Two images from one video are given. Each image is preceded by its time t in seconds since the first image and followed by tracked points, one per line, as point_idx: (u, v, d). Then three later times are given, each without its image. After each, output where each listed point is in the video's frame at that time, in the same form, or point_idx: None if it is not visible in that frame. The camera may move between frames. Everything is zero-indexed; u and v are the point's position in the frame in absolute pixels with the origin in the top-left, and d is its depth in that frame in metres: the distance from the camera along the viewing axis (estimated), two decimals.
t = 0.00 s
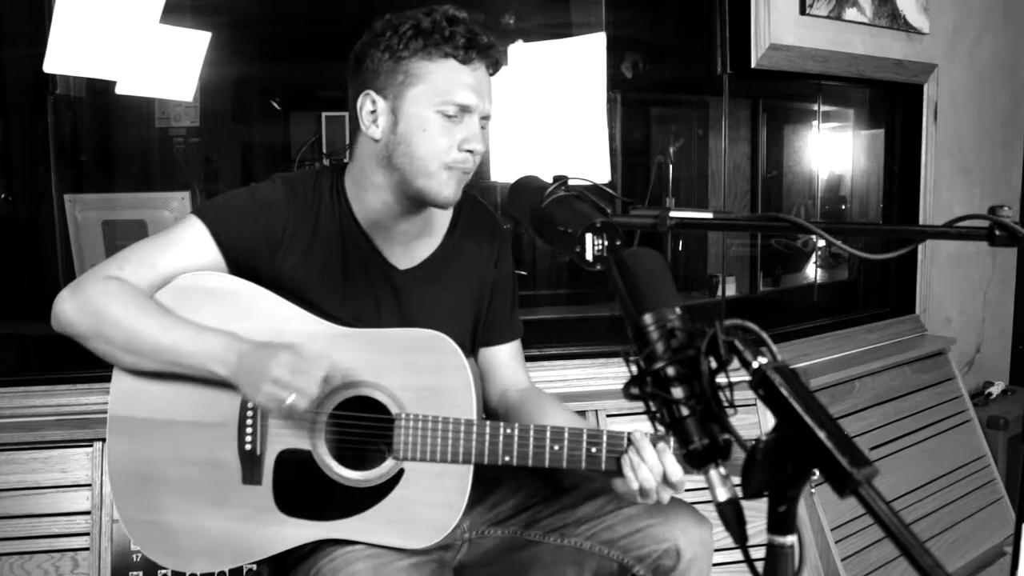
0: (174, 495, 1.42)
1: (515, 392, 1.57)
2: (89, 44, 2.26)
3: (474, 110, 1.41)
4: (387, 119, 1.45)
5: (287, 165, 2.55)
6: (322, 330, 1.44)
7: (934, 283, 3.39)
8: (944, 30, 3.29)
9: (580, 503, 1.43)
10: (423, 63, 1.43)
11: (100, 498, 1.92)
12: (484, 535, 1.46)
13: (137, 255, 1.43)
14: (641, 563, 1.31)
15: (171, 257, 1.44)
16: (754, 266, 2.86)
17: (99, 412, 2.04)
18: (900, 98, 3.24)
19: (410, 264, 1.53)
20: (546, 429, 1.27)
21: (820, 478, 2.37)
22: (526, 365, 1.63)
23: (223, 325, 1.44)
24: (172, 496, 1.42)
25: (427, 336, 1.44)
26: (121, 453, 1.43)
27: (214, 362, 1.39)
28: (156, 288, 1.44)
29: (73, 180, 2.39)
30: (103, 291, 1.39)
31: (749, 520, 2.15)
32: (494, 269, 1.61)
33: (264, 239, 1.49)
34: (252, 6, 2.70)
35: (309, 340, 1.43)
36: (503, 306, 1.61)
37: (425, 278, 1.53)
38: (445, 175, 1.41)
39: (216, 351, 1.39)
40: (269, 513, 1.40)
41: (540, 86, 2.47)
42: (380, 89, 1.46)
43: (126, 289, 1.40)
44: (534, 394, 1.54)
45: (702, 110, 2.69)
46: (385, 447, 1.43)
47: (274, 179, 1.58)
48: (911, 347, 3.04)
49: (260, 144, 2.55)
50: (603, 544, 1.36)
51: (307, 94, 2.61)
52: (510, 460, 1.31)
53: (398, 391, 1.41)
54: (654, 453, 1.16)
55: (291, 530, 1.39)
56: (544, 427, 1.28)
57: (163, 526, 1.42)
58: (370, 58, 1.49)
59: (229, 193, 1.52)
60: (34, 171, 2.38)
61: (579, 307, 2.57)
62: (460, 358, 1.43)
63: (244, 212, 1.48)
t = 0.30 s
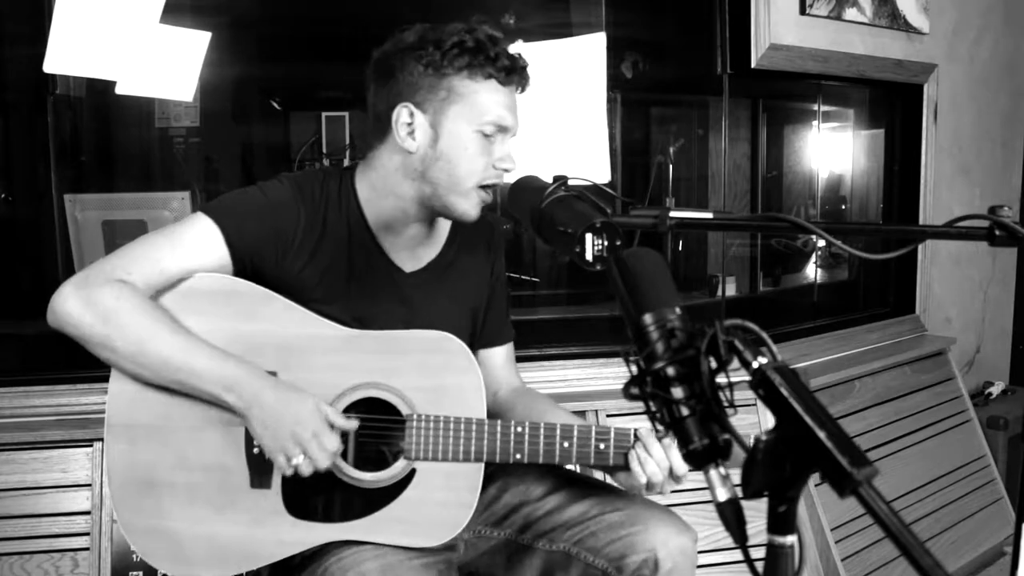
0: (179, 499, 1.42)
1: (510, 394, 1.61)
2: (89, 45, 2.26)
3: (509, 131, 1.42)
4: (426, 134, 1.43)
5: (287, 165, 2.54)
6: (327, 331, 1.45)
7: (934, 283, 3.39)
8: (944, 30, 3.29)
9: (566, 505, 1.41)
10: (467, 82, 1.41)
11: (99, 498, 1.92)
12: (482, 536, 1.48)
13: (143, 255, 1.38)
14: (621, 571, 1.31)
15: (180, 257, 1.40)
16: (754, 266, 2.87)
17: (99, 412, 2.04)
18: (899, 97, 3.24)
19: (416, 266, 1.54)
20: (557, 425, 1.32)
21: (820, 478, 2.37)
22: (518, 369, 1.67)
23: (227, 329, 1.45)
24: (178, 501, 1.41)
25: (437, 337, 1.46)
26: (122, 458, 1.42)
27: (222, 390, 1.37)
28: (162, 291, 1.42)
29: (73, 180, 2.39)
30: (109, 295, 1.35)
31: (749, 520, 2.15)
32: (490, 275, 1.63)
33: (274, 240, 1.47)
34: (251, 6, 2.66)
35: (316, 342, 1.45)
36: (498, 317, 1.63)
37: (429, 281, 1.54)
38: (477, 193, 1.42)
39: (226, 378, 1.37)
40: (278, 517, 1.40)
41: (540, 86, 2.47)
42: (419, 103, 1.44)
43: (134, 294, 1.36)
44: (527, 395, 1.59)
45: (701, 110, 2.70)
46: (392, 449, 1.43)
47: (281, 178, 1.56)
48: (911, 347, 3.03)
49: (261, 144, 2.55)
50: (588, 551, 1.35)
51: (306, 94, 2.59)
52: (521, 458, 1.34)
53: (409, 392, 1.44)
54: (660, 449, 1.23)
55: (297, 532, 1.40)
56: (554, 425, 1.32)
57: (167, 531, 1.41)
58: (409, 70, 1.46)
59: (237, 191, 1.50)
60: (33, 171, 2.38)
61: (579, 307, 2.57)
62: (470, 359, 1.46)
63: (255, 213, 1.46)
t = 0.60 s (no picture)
0: (176, 497, 1.42)
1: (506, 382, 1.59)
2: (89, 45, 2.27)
3: (492, 112, 1.44)
4: (409, 115, 1.46)
5: (287, 165, 2.59)
6: (323, 330, 1.45)
7: (934, 283, 3.39)
8: (944, 30, 3.29)
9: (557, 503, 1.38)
10: (449, 64, 1.44)
11: (100, 499, 1.92)
12: (478, 533, 1.46)
13: (136, 259, 1.40)
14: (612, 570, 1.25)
15: (171, 259, 1.42)
16: (754, 266, 2.86)
17: (98, 412, 2.04)
18: (900, 97, 3.24)
19: (409, 260, 1.54)
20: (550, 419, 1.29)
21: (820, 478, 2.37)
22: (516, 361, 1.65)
23: (220, 330, 1.45)
24: (174, 500, 1.42)
25: (427, 334, 1.44)
26: (119, 459, 1.43)
27: (210, 391, 1.38)
28: (154, 293, 1.43)
29: (73, 180, 2.38)
30: (102, 299, 1.38)
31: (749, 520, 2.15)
32: (486, 258, 1.63)
33: (266, 240, 1.48)
34: (251, 6, 2.66)
35: (310, 341, 1.44)
36: (494, 298, 1.62)
37: (422, 276, 1.54)
38: (464, 171, 1.43)
39: (214, 380, 1.38)
40: (271, 514, 1.40)
41: (541, 86, 2.47)
42: (402, 85, 1.47)
43: (126, 298, 1.39)
44: (522, 384, 1.57)
45: (702, 110, 2.69)
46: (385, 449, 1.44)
47: (272, 178, 1.56)
48: (911, 347, 3.03)
49: (261, 144, 2.59)
50: (579, 547, 1.30)
51: (307, 94, 2.62)
52: (512, 454, 1.33)
53: (400, 388, 1.43)
54: (660, 451, 1.18)
55: (293, 530, 1.40)
56: (546, 419, 1.30)
57: (164, 530, 1.42)
58: (392, 55, 1.49)
59: (229, 192, 1.51)
60: (34, 171, 2.37)
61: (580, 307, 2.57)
62: (461, 354, 1.43)
63: (247, 213, 1.47)
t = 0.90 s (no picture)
0: (172, 494, 1.43)
1: (516, 402, 1.58)
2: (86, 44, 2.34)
3: (482, 115, 1.39)
4: (394, 121, 1.45)
5: (287, 166, 2.55)
6: (319, 329, 1.45)
7: (934, 283, 3.39)
8: (944, 30, 3.29)
9: (547, 516, 1.39)
10: (434, 66, 1.42)
11: (100, 498, 1.92)
12: (474, 541, 1.46)
13: (141, 253, 1.42)
14: None
15: (175, 256, 1.44)
16: (755, 265, 2.86)
17: (99, 412, 2.04)
18: (900, 96, 3.24)
19: (418, 270, 1.52)
20: (541, 436, 1.29)
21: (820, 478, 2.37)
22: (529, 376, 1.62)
23: (221, 328, 1.46)
24: (169, 495, 1.43)
25: (421, 339, 1.43)
26: (118, 451, 1.45)
27: (205, 387, 1.40)
28: (158, 288, 1.45)
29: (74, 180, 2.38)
30: (106, 291, 1.40)
31: (749, 520, 2.15)
32: (502, 278, 1.59)
33: (270, 243, 1.48)
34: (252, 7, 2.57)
35: (305, 342, 1.44)
36: (508, 315, 1.59)
37: (431, 287, 1.51)
38: (450, 177, 1.40)
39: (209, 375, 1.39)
40: (263, 513, 1.40)
41: (540, 86, 2.47)
42: (391, 91, 1.46)
43: (129, 291, 1.41)
44: (535, 406, 1.55)
45: (701, 110, 2.69)
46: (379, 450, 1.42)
47: (284, 180, 1.57)
48: (911, 347, 3.03)
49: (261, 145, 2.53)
50: (566, 564, 1.31)
51: (307, 94, 2.60)
52: (503, 467, 1.32)
53: (393, 395, 1.42)
54: (646, 467, 1.18)
55: (288, 531, 1.39)
56: (539, 436, 1.29)
57: (160, 523, 1.43)
58: (385, 60, 1.49)
59: (240, 193, 1.51)
60: (34, 171, 2.37)
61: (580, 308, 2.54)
62: (454, 362, 1.42)
63: (252, 216, 1.47)
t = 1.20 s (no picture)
0: (173, 498, 1.43)
1: (508, 393, 1.58)
2: (88, 44, 2.33)
3: (475, 105, 1.41)
4: (389, 116, 1.46)
5: (287, 165, 2.52)
6: (320, 329, 1.45)
7: (934, 283, 3.39)
8: (944, 30, 3.29)
9: (554, 511, 1.38)
10: (426, 59, 1.43)
11: (100, 498, 1.92)
12: (478, 539, 1.46)
13: (135, 258, 1.44)
14: None
15: (169, 261, 1.45)
16: (755, 265, 2.86)
17: (99, 412, 2.04)
18: (900, 96, 3.24)
19: (411, 265, 1.53)
20: (541, 424, 1.29)
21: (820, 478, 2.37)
22: (520, 366, 1.64)
23: (218, 330, 1.45)
24: (170, 499, 1.43)
25: (420, 335, 1.44)
26: (117, 457, 1.44)
27: (202, 382, 1.39)
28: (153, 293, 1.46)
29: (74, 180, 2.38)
30: (100, 296, 1.41)
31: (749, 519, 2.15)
32: (492, 270, 1.60)
33: (264, 241, 1.49)
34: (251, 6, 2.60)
35: (303, 342, 1.44)
36: (499, 308, 1.60)
37: (424, 280, 1.52)
38: (447, 168, 1.41)
39: (205, 370, 1.39)
40: (265, 514, 1.40)
41: (540, 86, 2.47)
42: (382, 87, 1.47)
43: (123, 295, 1.41)
44: (526, 395, 1.55)
45: (701, 110, 2.70)
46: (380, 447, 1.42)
47: (276, 180, 1.57)
48: (911, 347, 3.03)
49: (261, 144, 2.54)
50: (575, 558, 1.30)
51: (307, 95, 2.57)
52: (505, 457, 1.32)
53: (392, 391, 1.42)
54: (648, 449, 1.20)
55: (290, 532, 1.39)
56: (539, 423, 1.29)
57: (161, 529, 1.43)
58: (374, 57, 1.49)
59: (232, 194, 1.52)
60: (34, 171, 2.36)
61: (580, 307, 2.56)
62: (453, 357, 1.43)
63: (245, 215, 1.48)
